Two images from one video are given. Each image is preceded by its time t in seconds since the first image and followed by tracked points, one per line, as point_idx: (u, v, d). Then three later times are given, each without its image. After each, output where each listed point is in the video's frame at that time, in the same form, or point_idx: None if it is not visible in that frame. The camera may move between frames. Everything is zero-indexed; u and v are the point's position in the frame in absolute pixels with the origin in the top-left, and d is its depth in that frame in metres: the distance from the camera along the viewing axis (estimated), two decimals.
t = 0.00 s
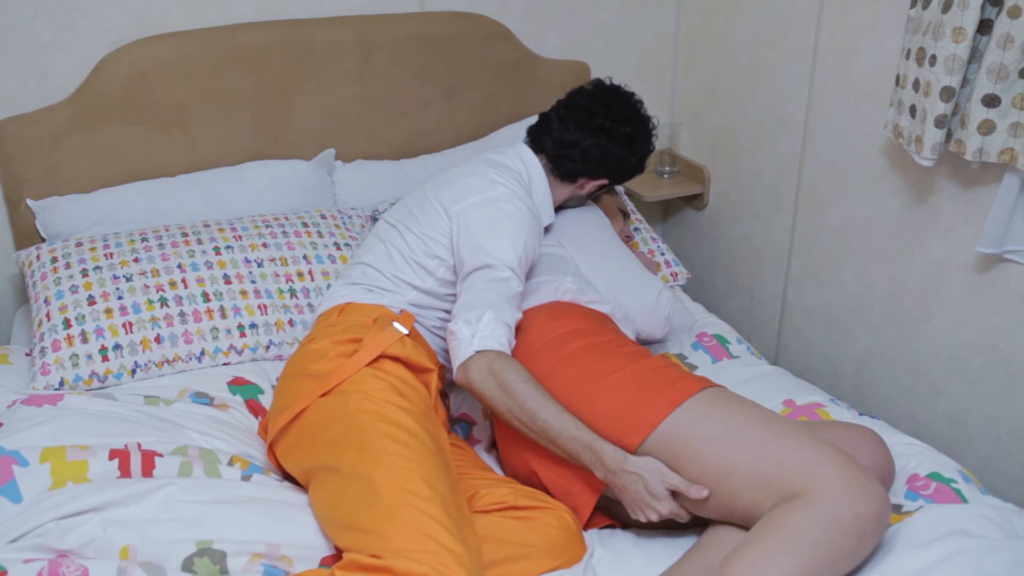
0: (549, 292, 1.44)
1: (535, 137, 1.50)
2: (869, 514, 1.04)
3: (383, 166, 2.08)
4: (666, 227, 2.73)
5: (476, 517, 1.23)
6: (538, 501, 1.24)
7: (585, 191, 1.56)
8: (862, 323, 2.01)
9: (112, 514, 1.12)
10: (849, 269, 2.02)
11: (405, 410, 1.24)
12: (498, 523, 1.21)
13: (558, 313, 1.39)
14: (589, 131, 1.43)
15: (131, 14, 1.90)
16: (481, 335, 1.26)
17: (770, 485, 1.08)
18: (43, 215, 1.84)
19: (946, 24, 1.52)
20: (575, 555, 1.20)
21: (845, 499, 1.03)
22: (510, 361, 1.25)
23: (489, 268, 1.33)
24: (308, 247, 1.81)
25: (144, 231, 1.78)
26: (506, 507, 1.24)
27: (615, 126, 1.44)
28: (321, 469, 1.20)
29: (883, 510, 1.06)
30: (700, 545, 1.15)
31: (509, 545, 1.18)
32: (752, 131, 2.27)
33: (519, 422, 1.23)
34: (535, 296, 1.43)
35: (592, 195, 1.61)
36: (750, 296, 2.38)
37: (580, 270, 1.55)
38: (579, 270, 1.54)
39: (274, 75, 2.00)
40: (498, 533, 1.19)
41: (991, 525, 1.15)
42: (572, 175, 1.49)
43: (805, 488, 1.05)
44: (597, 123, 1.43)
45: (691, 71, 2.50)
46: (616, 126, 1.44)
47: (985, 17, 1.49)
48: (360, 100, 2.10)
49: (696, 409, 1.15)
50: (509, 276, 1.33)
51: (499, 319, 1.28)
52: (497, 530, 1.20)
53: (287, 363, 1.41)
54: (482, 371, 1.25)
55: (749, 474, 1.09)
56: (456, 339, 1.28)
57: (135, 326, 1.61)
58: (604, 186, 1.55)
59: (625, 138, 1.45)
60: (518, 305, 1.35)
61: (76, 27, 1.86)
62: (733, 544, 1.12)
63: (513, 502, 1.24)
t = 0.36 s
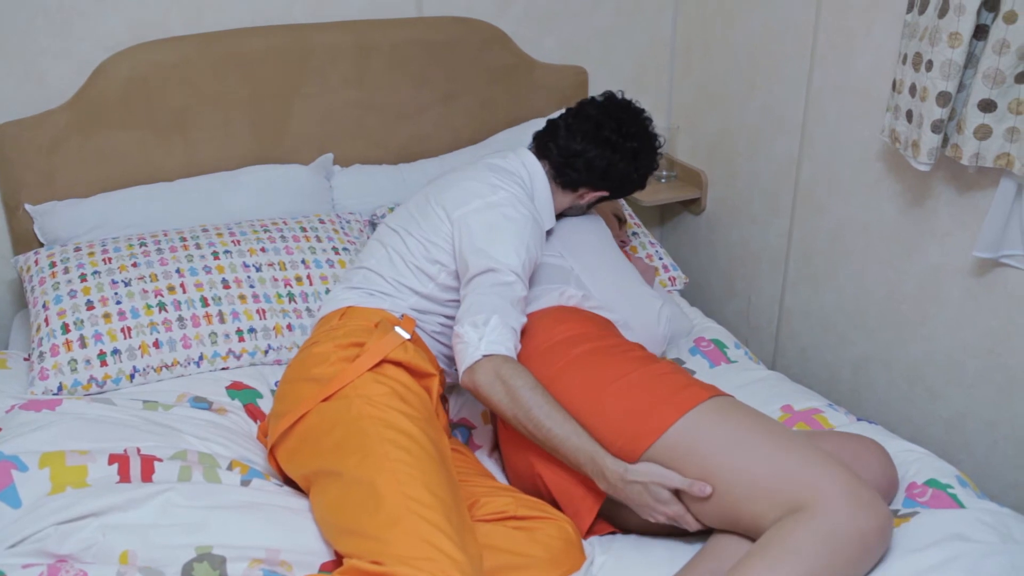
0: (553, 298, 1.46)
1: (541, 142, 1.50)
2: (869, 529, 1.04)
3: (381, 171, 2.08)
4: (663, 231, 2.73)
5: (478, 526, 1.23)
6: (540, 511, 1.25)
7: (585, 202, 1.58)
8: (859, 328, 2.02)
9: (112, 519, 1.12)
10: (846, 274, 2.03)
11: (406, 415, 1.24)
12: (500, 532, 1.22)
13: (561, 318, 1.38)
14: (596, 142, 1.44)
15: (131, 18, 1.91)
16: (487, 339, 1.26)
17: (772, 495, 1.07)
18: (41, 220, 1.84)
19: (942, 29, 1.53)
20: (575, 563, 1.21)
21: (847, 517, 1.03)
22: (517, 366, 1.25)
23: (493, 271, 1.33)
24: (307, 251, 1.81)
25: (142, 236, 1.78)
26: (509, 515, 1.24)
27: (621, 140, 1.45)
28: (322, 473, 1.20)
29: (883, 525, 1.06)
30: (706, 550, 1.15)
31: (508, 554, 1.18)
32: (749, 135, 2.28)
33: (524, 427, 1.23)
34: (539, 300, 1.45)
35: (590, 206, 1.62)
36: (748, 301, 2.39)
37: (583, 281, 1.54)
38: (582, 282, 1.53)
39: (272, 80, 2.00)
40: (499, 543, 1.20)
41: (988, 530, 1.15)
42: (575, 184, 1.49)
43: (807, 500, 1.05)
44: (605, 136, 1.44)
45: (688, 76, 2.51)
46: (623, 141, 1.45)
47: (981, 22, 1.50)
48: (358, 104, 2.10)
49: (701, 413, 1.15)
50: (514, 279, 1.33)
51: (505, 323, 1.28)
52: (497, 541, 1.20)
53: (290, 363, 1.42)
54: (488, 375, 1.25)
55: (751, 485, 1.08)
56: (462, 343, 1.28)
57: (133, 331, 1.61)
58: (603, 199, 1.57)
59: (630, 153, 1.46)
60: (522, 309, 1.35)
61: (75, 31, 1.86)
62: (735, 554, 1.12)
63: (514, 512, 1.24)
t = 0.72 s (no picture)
0: (544, 300, 1.45)
1: (520, 139, 1.53)
2: (863, 529, 1.05)
3: (379, 174, 2.09)
4: (661, 235, 2.74)
5: (474, 530, 1.23)
6: (536, 516, 1.25)
7: (574, 189, 1.55)
8: (856, 331, 2.02)
9: (108, 522, 1.12)
10: (843, 278, 2.03)
11: (401, 417, 1.24)
12: (496, 535, 1.22)
13: (554, 320, 1.38)
14: (571, 123, 1.48)
15: (130, 22, 1.91)
16: (465, 339, 1.28)
17: (767, 497, 1.07)
18: (39, 223, 1.84)
19: (938, 34, 1.53)
20: (570, 567, 1.21)
21: (842, 517, 1.04)
22: (495, 365, 1.27)
23: (475, 270, 1.35)
24: (304, 254, 1.81)
25: (140, 238, 1.78)
26: (504, 521, 1.24)
27: (595, 116, 1.49)
28: (318, 474, 1.20)
29: (876, 526, 1.07)
30: (700, 551, 1.15)
31: (503, 558, 1.18)
32: (747, 140, 2.28)
33: (505, 425, 1.24)
34: (528, 305, 1.44)
35: (580, 197, 1.60)
36: (745, 304, 2.39)
37: (574, 281, 1.52)
38: (573, 282, 1.51)
39: (271, 84, 2.00)
40: (495, 547, 1.20)
41: (984, 533, 1.15)
42: (560, 167, 1.50)
43: (802, 502, 1.05)
44: (577, 114, 1.48)
45: (686, 80, 2.51)
46: (596, 117, 1.49)
47: (977, 28, 1.51)
48: (356, 108, 2.10)
49: (683, 411, 1.16)
50: (496, 278, 1.34)
51: (484, 322, 1.30)
52: (493, 545, 1.20)
53: (286, 367, 1.42)
54: (467, 376, 1.27)
55: (746, 486, 1.08)
56: (442, 343, 1.30)
57: (131, 333, 1.61)
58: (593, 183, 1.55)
59: (607, 128, 1.49)
60: (505, 308, 1.36)
61: (74, 35, 1.87)
62: (732, 556, 1.11)
63: (509, 517, 1.25)
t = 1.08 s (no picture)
0: (545, 296, 1.44)
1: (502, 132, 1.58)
2: (866, 528, 1.05)
3: (382, 170, 2.09)
4: (663, 231, 2.73)
5: (478, 525, 1.23)
6: (539, 511, 1.25)
7: (569, 151, 1.56)
8: (859, 327, 2.02)
9: (112, 516, 1.12)
10: (846, 273, 2.03)
11: (404, 411, 1.24)
12: (499, 530, 1.22)
13: (557, 316, 1.38)
14: (532, 89, 1.54)
15: (131, 18, 1.91)
16: (466, 333, 1.29)
17: (771, 494, 1.07)
18: (41, 218, 1.84)
19: (941, 29, 1.53)
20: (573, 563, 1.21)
21: (845, 517, 1.04)
22: (496, 359, 1.27)
23: (474, 264, 1.35)
24: (307, 250, 1.81)
25: (143, 234, 1.78)
26: (507, 515, 1.25)
27: (551, 75, 1.55)
28: (320, 469, 1.21)
29: (880, 524, 1.07)
30: (704, 548, 1.15)
31: (505, 553, 1.18)
32: (749, 135, 2.28)
33: (505, 418, 1.24)
34: (530, 301, 1.43)
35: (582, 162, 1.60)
36: (747, 300, 2.39)
37: (574, 275, 1.51)
38: (573, 276, 1.50)
39: (273, 80, 2.00)
40: (498, 542, 1.20)
41: (988, 529, 1.15)
42: (544, 129, 1.52)
43: (806, 499, 1.05)
44: (534, 81, 1.55)
45: (688, 76, 2.51)
46: (557, 74, 1.55)
47: (981, 22, 1.50)
48: (358, 103, 2.10)
49: (682, 404, 1.16)
50: (495, 272, 1.35)
51: (484, 316, 1.30)
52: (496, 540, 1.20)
53: (290, 361, 1.42)
54: (468, 369, 1.27)
55: (749, 484, 1.08)
56: (443, 338, 1.31)
57: (134, 329, 1.61)
58: (585, 140, 1.56)
59: (567, 79, 1.54)
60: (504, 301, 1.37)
61: (76, 31, 1.87)
62: (735, 554, 1.11)
63: (511, 512, 1.25)
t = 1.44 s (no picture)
0: (544, 293, 1.44)
1: (497, 136, 1.58)
2: (866, 525, 1.05)
3: (381, 167, 2.08)
4: (663, 228, 2.73)
5: (476, 521, 1.23)
6: (538, 505, 1.25)
7: (567, 143, 1.57)
8: (859, 325, 2.01)
9: (110, 515, 1.12)
10: (846, 271, 2.03)
11: (403, 409, 1.24)
12: (498, 526, 1.22)
13: (558, 313, 1.38)
14: (518, 91, 1.54)
15: (131, 17, 1.91)
16: (478, 330, 1.29)
17: (771, 492, 1.07)
18: (41, 217, 1.84)
19: (942, 26, 1.52)
20: (571, 557, 1.21)
21: (845, 514, 1.03)
22: (507, 356, 1.27)
23: (482, 263, 1.35)
24: (307, 249, 1.81)
25: (142, 232, 1.78)
26: (505, 511, 1.25)
27: (531, 75, 1.56)
28: (319, 466, 1.21)
29: (879, 521, 1.06)
30: (704, 545, 1.15)
31: (503, 547, 1.18)
32: (750, 132, 2.28)
33: (514, 416, 1.24)
34: (531, 298, 1.44)
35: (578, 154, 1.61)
36: (748, 298, 2.39)
37: (573, 272, 1.51)
38: (571, 273, 1.50)
39: (273, 78, 2.00)
40: (497, 538, 1.20)
41: (987, 526, 1.15)
42: (542, 127, 1.53)
43: (805, 497, 1.05)
44: (515, 82, 1.55)
45: (688, 74, 2.50)
46: (535, 73, 1.56)
47: (982, 19, 1.50)
48: (357, 102, 2.10)
49: (689, 403, 1.16)
50: (503, 270, 1.35)
51: (495, 314, 1.31)
52: (495, 537, 1.20)
53: (289, 359, 1.42)
54: (479, 367, 1.27)
55: (750, 482, 1.08)
56: (454, 335, 1.30)
57: (133, 327, 1.61)
58: (579, 130, 1.58)
59: (547, 76, 1.55)
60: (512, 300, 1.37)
61: (75, 29, 1.87)
62: (734, 551, 1.11)
63: (510, 506, 1.25)
